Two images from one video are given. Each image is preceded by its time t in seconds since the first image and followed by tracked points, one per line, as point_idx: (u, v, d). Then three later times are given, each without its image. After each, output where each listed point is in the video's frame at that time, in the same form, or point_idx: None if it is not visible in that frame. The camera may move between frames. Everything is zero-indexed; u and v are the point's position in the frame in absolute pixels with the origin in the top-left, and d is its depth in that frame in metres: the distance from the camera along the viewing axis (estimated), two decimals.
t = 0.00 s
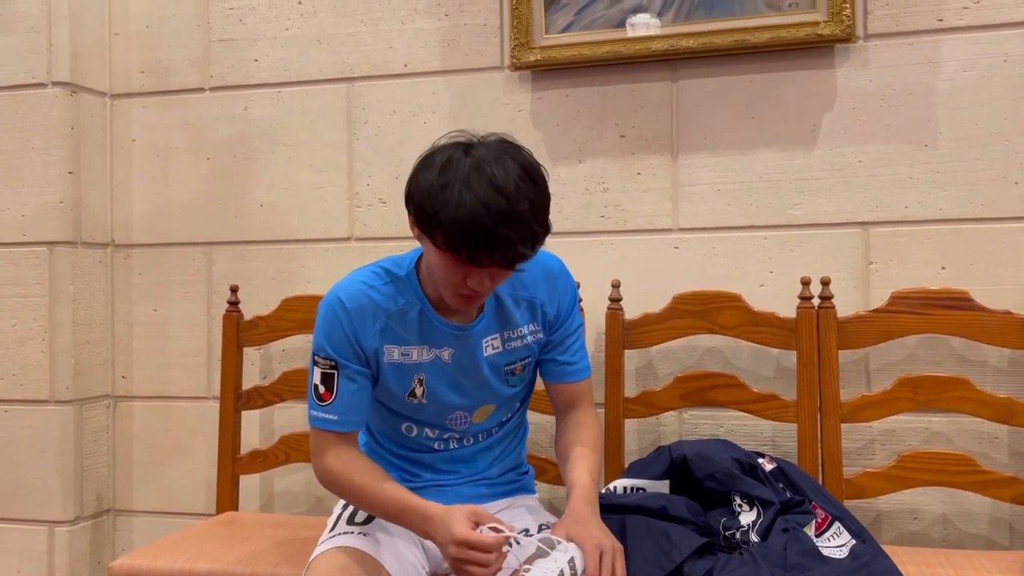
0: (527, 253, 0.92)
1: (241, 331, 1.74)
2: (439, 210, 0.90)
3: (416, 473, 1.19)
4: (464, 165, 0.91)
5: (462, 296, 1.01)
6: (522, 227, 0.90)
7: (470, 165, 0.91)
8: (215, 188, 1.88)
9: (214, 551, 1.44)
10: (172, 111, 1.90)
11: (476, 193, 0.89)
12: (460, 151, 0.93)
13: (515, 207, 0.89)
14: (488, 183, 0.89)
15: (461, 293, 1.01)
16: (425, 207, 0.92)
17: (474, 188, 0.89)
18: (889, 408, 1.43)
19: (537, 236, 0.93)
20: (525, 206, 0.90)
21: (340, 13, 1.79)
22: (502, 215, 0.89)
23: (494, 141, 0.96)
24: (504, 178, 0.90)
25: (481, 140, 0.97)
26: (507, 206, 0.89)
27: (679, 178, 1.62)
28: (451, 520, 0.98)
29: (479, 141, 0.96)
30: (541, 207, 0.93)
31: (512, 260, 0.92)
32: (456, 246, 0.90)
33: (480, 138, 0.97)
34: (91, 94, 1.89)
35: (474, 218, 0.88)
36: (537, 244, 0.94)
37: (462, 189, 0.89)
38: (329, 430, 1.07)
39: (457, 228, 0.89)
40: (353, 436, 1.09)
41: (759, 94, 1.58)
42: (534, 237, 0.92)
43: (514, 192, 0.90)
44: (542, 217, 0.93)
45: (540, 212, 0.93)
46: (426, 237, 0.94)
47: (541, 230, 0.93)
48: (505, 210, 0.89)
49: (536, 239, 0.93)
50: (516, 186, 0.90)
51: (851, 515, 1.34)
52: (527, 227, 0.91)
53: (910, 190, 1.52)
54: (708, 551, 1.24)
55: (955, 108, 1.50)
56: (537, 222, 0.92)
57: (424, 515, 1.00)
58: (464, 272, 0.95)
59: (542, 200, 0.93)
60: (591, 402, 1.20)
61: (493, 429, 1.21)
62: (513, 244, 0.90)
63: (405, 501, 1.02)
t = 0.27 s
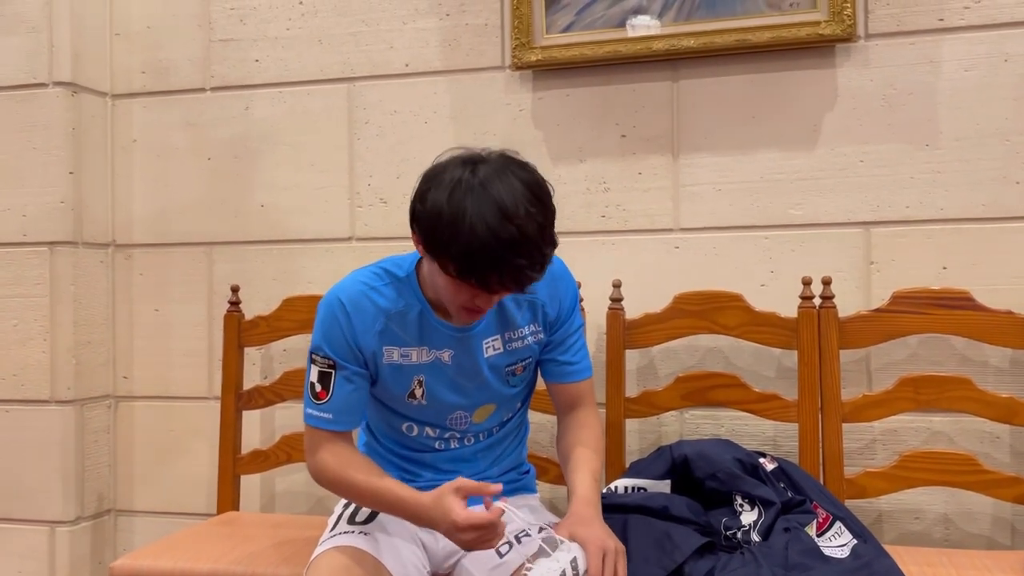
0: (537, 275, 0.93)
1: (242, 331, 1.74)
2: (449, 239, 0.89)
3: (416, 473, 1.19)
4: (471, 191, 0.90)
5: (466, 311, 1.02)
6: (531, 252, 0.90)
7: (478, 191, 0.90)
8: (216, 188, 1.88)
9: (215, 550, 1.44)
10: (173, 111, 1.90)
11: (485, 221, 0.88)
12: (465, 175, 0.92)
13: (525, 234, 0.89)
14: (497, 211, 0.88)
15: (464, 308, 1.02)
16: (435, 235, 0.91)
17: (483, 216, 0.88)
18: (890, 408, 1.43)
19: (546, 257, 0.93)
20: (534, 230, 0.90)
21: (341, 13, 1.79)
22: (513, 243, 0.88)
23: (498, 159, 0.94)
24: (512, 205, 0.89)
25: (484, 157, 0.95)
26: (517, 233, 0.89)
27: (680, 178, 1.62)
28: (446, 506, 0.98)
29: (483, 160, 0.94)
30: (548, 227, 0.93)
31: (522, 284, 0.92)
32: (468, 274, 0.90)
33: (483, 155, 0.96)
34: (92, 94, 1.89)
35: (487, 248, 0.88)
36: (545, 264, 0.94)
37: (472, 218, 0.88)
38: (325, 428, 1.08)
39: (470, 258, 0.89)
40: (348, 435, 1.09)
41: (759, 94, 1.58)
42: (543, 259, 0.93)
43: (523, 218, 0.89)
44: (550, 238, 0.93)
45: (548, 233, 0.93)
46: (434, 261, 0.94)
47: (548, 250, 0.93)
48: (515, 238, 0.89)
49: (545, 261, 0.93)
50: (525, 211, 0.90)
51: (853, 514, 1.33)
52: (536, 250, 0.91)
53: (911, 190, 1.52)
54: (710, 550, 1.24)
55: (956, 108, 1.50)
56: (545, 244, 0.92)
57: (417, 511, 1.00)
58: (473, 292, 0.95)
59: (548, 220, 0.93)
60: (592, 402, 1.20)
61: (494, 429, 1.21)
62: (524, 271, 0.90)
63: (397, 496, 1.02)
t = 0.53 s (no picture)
0: (541, 269, 0.92)
1: (243, 332, 1.74)
2: (450, 236, 0.89)
3: (418, 476, 1.19)
4: (469, 189, 0.90)
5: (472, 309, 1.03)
6: (534, 245, 0.90)
7: (477, 188, 0.90)
8: (217, 190, 1.88)
9: (217, 552, 1.44)
10: (175, 112, 1.90)
11: (486, 216, 0.88)
12: (463, 174, 0.91)
13: (527, 227, 0.89)
14: (498, 206, 0.88)
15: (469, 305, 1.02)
16: (436, 234, 0.91)
17: (484, 212, 0.88)
18: (892, 409, 1.43)
19: (549, 251, 0.93)
20: (535, 224, 0.90)
21: (343, 15, 1.79)
22: (515, 238, 0.88)
23: (495, 157, 0.94)
24: (513, 199, 0.89)
25: (480, 155, 0.95)
26: (519, 227, 0.88)
27: (681, 180, 1.62)
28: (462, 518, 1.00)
29: (480, 158, 0.94)
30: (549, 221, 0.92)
31: (526, 279, 0.91)
32: (472, 271, 0.89)
33: (479, 153, 0.96)
34: (94, 95, 1.89)
35: (489, 243, 0.87)
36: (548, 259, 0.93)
37: (473, 215, 0.88)
38: (326, 432, 1.07)
39: (473, 254, 0.88)
40: (350, 438, 1.09)
41: (761, 96, 1.58)
42: (546, 252, 0.92)
43: (524, 212, 0.89)
44: (552, 231, 0.93)
45: (549, 226, 0.93)
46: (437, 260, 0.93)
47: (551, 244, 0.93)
48: (517, 232, 0.88)
49: (548, 254, 0.93)
50: (525, 205, 0.90)
51: (855, 516, 1.33)
52: (539, 243, 0.90)
53: (912, 191, 1.52)
54: (711, 551, 1.25)
55: (957, 109, 1.50)
56: (547, 237, 0.92)
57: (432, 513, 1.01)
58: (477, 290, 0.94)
59: (549, 214, 0.93)
60: (597, 403, 1.20)
61: (496, 432, 1.21)
62: (528, 264, 0.90)
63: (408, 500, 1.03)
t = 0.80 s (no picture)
0: (528, 280, 0.93)
1: (243, 332, 1.74)
2: (438, 244, 0.89)
3: (416, 473, 1.19)
4: (459, 197, 0.90)
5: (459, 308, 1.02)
6: (521, 257, 0.90)
7: (466, 197, 0.89)
8: (217, 190, 1.88)
9: (217, 552, 1.44)
10: (176, 112, 1.91)
11: (474, 227, 0.88)
12: (453, 181, 0.91)
13: (514, 240, 0.89)
14: (485, 217, 0.88)
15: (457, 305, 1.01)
16: (425, 240, 0.91)
17: (471, 222, 0.88)
18: (892, 409, 1.43)
19: (536, 262, 0.93)
20: (523, 235, 0.90)
21: (343, 15, 1.79)
22: (501, 250, 0.88)
23: (488, 163, 0.94)
24: (500, 210, 0.89)
25: (474, 160, 0.95)
26: (506, 239, 0.88)
27: (681, 180, 1.62)
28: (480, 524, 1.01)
29: (472, 164, 0.94)
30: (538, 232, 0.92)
31: (512, 289, 0.92)
32: (458, 281, 0.90)
33: (473, 158, 0.95)
34: (95, 96, 1.89)
35: (475, 254, 0.88)
36: (536, 267, 0.93)
37: (461, 224, 0.88)
38: (336, 429, 1.07)
39: (459, 264, 0.89)
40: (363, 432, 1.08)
41: (760, 95, 1.58)
42: (533, 263, 0.92)
43: (512, 223, 0.89)
44: (540, 242, 0.93)
45: (538, 237, 0.92)
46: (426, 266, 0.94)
47: (539, 254, 0.93)
48: (504, 244, 0.88)
49: (535, 264, 0.93)
50: (513, 216, 0.89)
51: (856, 516, 1.33)
52: (526, 255, 0.90)
53: (912, 191, 1.52)
54: (710, 551, 1.24)
55: (958, 109, 1.50)
56: (535, 248, 0.92)
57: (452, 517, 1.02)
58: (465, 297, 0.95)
59: (538, 225, 0.93)
60: (594, 401, 1.20)
61: (494, 429, 1.21)
62: (514, 276, 0.90)
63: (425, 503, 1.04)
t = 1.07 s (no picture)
0: (521, 251, 0.93)
1: (244, 331, 1.74)
2: (429, 221, 0.90)
3: (417, 470, 1.19)
4: (448, 173, 0.90)
5: (454, 289, 1.02)
6: (513, 228, 0.90)
7: (455, 172, 0.90)
8: (218, 189, 1.88)
9: (217, 549, 1.44)
10: (176, 111, 1.91)
11: (464, 201, 0.88)
12: (441, 159, 0.92)
13: (505, 211, 0.89)
14: (475, 191, 0.88)
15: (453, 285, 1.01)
16: (416, 219, 0.91)
17: (462, 196, 0.89)
18: (892, 408, 1.42)
19: (529, 233, 0.93)
20: (514, 207, 0.90)
21: (343, 14, 1.80)
22: (493, 222, 0.89)
23: (475, 140, 0.94)
24: (490, 183, 0.89)
25: (461, 138, 0.95)
26: (497, 211, 0.89)
27: (681, 178, 1.62)
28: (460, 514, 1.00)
29: (460, 142, 0.94)
30: (529, 204, 0.93)
31: (506, 262, 0.92)
32: (452, 256, 0.90)
33: (460, 136, 0.96)
34: (95, 95, 1.90)
35: (467, 227, 0.88)
36: (528, 240, 0.94)
37: (451, 199, 0.89)
38: (327, 423, 1.07)
39: (451, 239, 0.89)
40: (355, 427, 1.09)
41: (760, 94, 1.58)
42: (526, 235, 0.93)
43: (502, 195, 0.89)
44: (531, 213, 0.93)
45: (529, 209, 0.93)
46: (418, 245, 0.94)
47: (531, 226, 0.93)
48: (495, 216, 0.89)
49: (528, 237, 0.93)
50: (503, 188, 0.90)
51: (855, 515, 1.34)
52: (518, 227, 0.91)
53: (913, 189, 1.52)
54: (710, 549, 1.25)
55: (958, 107, 1.50)
56: (527, 219, 0.92)
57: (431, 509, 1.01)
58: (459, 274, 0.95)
59: (529, 196, 0.93)
60: (593, 398, 1.20)
61: (492, 426, 1.20)
62: (507, 248, 0.90)
63: (405, 495, 1.03)
